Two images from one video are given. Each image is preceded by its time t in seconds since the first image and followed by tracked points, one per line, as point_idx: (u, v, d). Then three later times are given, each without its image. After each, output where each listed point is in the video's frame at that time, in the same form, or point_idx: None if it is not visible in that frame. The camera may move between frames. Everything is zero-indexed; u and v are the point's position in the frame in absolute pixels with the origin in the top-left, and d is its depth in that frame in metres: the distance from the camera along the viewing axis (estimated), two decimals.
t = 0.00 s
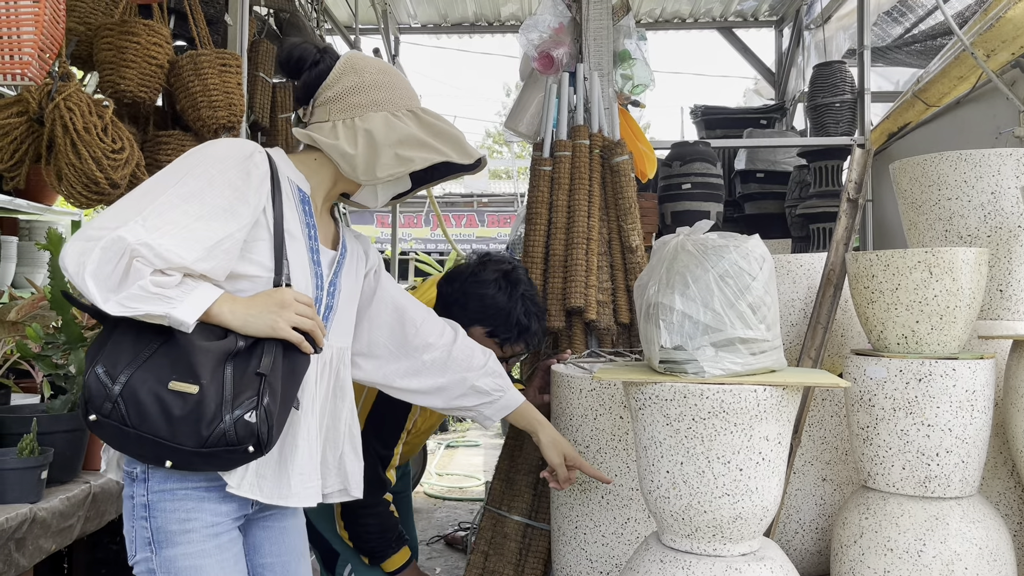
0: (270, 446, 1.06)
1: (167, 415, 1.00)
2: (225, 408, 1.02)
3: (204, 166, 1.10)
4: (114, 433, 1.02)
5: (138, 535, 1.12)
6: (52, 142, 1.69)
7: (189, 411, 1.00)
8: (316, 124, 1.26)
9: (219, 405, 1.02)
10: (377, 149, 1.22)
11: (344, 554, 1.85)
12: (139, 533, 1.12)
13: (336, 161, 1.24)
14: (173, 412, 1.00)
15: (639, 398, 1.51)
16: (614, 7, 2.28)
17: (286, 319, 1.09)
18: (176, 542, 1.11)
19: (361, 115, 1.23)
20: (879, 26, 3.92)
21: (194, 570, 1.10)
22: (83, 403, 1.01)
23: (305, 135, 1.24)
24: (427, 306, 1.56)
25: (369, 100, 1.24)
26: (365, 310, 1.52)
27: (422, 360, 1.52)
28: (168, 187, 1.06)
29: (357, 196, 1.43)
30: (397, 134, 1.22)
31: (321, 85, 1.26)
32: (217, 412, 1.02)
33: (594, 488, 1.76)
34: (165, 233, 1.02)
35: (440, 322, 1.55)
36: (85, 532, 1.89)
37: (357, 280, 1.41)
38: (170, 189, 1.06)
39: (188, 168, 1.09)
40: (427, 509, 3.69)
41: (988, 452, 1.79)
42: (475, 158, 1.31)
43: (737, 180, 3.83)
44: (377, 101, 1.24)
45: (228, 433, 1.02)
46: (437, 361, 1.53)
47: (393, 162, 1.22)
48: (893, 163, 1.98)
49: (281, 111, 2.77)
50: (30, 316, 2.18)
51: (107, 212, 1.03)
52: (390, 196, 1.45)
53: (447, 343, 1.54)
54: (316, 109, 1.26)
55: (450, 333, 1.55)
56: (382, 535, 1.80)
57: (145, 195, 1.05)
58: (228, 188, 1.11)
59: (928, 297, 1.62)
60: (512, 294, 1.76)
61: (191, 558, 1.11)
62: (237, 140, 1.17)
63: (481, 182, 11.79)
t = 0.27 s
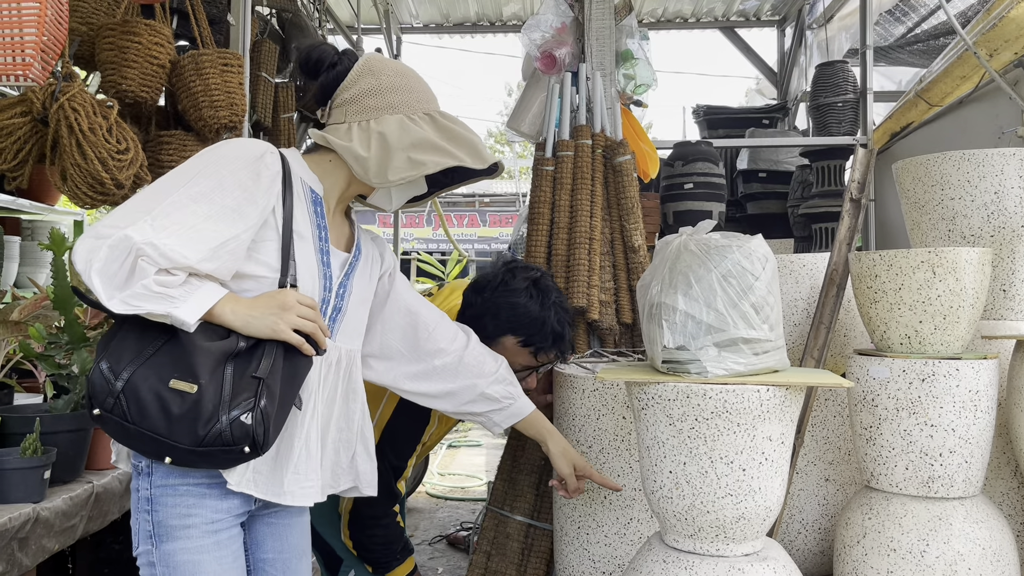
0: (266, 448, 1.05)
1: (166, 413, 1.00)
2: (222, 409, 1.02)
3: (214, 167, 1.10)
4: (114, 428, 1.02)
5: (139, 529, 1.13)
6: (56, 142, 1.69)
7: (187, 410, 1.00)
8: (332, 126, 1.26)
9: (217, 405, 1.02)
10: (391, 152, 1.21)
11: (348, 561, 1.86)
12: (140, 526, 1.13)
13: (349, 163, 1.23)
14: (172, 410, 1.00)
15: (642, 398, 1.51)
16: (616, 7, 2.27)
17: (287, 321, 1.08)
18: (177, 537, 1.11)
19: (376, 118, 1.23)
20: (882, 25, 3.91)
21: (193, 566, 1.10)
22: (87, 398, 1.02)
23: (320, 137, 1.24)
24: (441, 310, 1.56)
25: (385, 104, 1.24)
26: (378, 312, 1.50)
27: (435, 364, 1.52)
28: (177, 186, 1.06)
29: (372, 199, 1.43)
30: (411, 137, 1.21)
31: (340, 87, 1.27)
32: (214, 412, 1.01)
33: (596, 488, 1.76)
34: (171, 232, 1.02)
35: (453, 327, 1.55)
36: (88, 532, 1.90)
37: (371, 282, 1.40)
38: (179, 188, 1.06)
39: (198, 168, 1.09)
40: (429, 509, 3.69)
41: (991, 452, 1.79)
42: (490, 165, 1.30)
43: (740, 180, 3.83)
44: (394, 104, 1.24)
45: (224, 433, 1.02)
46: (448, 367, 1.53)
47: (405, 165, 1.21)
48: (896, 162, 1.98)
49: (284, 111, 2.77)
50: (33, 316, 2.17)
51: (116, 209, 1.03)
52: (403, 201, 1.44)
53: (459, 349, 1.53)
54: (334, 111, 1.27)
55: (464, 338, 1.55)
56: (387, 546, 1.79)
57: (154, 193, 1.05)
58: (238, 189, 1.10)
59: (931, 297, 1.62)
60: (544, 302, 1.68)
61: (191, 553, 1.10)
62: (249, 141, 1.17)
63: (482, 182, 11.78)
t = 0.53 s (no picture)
0: (260, 453, 1.05)
1: (160, 417, 1.01)
2: (215, 413, 1.01)
3: (214, 169, 1.10)
4: (112, 430, 1.03)
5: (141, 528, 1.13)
6: (59, 142, 1.69)
7: (180, 415, 1.00)
8: (339, 127, 1.26)
9: (210, 410, 1.01)
10: (397, 152, 1.20)
11: (352, 563, 1.85)
12: (142, 525, 1.13)
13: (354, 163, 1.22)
14: (166, 414, 1.00)
15: (645, 399, 1.51)
16: (619, 7, 2.27)
17: (282, 326, 1.07)
18: (177, 537, 1.11)
19: (383, 119, 1.23)
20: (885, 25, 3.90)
21: (193, 566, 1.10)
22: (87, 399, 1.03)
23: (328, 138, 1.24)
24: (453, 311, 1.55)
25: (392, 105, 1.23)
26: (389, 314, 1.50)
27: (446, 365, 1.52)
28: (176, 189, 1.06)
29: (379, 200, 1.43)
30: (417, 137, 1.21)
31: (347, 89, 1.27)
32: (207, 416, 1.01)
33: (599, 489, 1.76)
34: (169, 236, 1.02)
35: (464, 328, 1.54)
36: (91, 532, 1.90)
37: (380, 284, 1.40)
38: (178, 191, 1.06)
39: (199, 171, 1.09)
40: (431, 509, 3.69)
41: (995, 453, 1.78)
42: (497, 166, 1.29)
43: (742, 180, 3.82)
44: (400, 106, 1.23)
45: (217, 438, 1.01)
46: (460, 369, 1.53)
47: (411, 165, 1.20)
48: (900, 163, 1.98)
49: (287, 111, 2.77)
50: (35, 316, 2.15)
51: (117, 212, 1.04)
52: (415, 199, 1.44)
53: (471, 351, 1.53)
54: (341, 112, 1.27)
55: (475, 339, 1.54)
56: (394, 550, 1.82)
57: (153, 196, 1.05)
58: (237, 192, 1.10)
59: (935, 299, 1.62)
60: (560, 310, 1.66)
61: (191, 554, 1.10)
62: (252, 142, 1.17)
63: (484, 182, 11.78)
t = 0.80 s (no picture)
0: (258, 454, 1.04)
1: (159, 416, 1.01)
2: (213, 413, 1.01)
3: (217, 168, 1.10)
4: (113, 429, 1.04)
5: (143, 526, 1.13)
6: (61, 140, 1.69)
7: (178, 414, 1.01)
8: (344, 124, 1.26)
9: (209, 409, 1.01)
10: (400, 151, 1.20)
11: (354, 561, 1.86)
12: (144, 523, 1.13)
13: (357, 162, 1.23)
14: (165, 413, 1.01)
15: (647, 397, 1.50)
16: (621, 5, 2.27)
17: (282, 326, 1.07)
18: (178, 533, 1.11)
19: (387, 117, 1.23)
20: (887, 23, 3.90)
21: (194, 563, 1.10)
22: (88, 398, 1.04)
23: (331, 135, 1.24)
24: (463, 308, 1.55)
25: (397, 103, 1.23)
26: (396, 312, 1.49)
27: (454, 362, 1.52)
28: (177, 187, 1.06)
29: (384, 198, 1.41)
30: (421, 136, 1.21)
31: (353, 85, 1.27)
32: (205, 416, 1.01)
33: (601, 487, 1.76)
34: (169, 235, 1.03)
35: (473, 325, 1.54)
36: (93, 530, 1.90)
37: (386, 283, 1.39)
38: (180, 189, 1.06)
39: (201, 169, 1.09)
40: (433, 508, 3.69)
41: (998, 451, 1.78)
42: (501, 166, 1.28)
43: (744, 180, 3.82)
44: (405, 103, 1.23)
45: (215, 438, 1.01)
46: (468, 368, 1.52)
47: (414, 165, 1.21)
48: (902, 161, 1.98)
49: (289, 110, 2.77)
50: (38, 316, 2.16)
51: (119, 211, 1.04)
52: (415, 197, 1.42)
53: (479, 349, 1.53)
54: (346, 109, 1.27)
55: (485, 335, 1.54)
56: (396, 548, 1.80)
57: (155, 195, 1.05)
58: (238, 190, 1.10)
59: (938, 296, 1.61)
60: (560, 306, 1.66)
61: (191, 551, 1.10)
62: (256, 140, 1.17)
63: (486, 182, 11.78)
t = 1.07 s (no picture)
0: (264, 459, 1.04)
1: (166, 419, 1.01)
2: (219, 418, 1.01)
3: (221, 168, 1.10)
4: (119, 431, 1.04)
5: (150, 523, 1.13)
6: (67, 136, 1.70)
7: (185, 418, 1.00)
8: (352, 120, 1.27)
9: (215, 414, 1.01)
10: (405, 150, 1.21)
11: (355, 555, 1.86)
12: (151, 521, 1.13)
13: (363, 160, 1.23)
14: (171, 417, 1.00)
15: (651, 394, 1.51)
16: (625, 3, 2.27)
17: (288, 331, 1.07)
18: (186, 531, 1.11)
19: (393, 114, 1.23)
20: (890, 22, 3.90)
21: (201, 560, 1.10)
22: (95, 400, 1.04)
23: (338, 132, 1.25)
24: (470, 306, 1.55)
25: (405, 100, 1.23)
26: (403, 308, 1.49)
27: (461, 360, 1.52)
28: (181, 188, 1.06)
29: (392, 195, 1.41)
30: (427, 134, 1.21)
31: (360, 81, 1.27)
32: (211, 420, 1.01)
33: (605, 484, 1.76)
34: (174, 239, 1.03)
35: (480, 323, 1.54)
36: (97, 528, 1.90)
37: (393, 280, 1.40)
38: (185, 191, 1.06)
39: (206, 170, 1.09)
40: (435, 506, 3.70)
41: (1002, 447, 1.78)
42: (509, 166, 1.27)
43: (747, 178, 3.82)
44: (411, 100, 1.23)
45: (221, 443, 1.01)
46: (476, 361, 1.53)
47: (419, 163, 1.21)
48: (905, 158, 1.98)
49: (292, 109, 2.78)
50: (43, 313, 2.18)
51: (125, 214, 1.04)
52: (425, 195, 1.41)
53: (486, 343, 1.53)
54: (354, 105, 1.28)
55: (491, 334, 1.55)
56: (399, 537, 1.80)
57: (160, 197, 1.05)
58: (244, 191, 1.10)
59: (942, 293, 1.61)
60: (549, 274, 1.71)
61: (199, 548, 1.11)
62: (262, 139, 1.17)
63: (488, 182, 11.79)
